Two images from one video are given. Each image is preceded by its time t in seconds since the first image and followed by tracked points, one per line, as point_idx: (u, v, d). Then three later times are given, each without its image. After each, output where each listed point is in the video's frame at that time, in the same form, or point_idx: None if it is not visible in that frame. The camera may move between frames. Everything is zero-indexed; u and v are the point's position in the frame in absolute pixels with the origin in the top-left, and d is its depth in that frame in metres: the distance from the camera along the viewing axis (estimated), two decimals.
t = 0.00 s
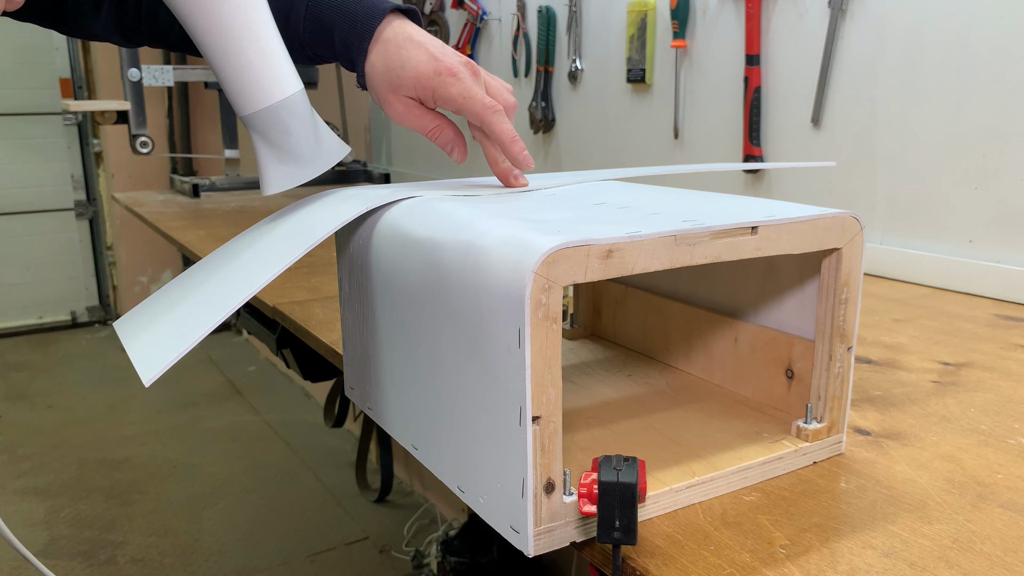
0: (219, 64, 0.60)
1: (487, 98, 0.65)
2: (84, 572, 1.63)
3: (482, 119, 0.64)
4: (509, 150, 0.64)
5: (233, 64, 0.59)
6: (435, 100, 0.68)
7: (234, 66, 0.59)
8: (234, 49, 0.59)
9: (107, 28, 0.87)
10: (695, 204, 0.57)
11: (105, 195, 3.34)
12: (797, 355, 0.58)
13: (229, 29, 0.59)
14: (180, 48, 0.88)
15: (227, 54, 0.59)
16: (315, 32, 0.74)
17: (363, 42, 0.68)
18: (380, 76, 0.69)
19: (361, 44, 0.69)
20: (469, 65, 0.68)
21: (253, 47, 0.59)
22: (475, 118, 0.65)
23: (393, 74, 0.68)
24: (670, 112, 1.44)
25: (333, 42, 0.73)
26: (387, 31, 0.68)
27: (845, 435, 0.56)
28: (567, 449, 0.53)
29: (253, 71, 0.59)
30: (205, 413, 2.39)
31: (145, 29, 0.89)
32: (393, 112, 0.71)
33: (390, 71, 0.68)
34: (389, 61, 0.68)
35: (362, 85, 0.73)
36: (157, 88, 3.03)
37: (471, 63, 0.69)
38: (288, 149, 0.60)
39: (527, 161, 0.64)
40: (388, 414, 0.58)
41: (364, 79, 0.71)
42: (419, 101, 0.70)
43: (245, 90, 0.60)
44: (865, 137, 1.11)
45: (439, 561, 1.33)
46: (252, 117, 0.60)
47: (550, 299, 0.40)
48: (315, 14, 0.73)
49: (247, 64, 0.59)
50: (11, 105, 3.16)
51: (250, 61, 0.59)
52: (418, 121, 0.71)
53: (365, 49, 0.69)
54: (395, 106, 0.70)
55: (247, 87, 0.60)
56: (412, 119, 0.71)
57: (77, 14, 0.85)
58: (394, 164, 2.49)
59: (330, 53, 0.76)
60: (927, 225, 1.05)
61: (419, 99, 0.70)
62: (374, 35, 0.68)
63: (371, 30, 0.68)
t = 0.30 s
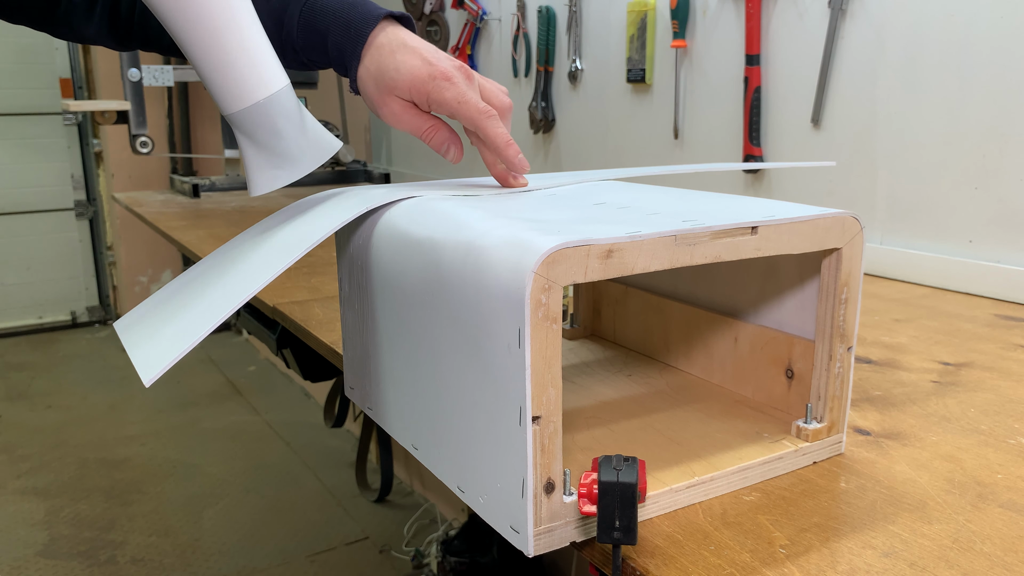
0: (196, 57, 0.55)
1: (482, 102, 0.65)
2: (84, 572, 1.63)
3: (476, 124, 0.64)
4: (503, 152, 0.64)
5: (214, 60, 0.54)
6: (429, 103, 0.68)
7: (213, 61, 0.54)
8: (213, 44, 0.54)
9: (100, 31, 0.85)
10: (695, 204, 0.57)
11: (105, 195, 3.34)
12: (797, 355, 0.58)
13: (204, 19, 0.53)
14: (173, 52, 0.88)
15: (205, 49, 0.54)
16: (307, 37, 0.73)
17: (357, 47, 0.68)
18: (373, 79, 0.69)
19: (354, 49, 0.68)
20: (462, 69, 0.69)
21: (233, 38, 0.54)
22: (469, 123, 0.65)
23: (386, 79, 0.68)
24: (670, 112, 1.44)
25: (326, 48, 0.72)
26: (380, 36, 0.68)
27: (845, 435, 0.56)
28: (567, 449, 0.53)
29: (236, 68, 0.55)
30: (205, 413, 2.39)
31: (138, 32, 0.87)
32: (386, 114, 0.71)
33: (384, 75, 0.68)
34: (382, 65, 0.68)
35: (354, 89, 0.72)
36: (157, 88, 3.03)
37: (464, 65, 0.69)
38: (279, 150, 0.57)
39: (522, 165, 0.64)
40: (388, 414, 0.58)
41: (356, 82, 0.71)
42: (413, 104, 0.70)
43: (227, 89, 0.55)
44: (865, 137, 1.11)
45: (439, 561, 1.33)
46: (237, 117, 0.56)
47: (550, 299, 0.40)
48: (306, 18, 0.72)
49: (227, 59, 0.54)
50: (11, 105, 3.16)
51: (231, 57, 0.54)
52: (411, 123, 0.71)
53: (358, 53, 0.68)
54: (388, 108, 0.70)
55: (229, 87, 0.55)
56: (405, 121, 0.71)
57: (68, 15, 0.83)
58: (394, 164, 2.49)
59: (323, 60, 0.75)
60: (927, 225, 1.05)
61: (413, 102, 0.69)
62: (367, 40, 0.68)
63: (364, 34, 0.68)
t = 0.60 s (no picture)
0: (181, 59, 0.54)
1: (462, 127, 0.66)
2: (84, 572, 1.63)
3: (453, 149, 0.65)
4: (478, 177, 0.64)
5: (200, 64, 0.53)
6: (412, 121, 0.69)
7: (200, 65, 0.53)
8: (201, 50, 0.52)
9: (92, 37, 0.84)
10: (695, 204, 0.57)
11: (105, 195, 3.34)
12: (797, 355, 0.58)
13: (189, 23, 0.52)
14: (165, 60, 0.88)
15: (194, 55, 0.53)
16: (298, 55, 0.73)
17: (345, 65, 0.68)
18: (359, 95, 0.70)
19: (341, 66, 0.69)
20: (449, 88, 0.69)
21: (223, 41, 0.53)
22: (447, 146, 0.66)
23: (372, 96, 0.68)
24: (670, 111, 1.44)
25: (316, 66, 0.72)
26: (369, 53, 0.69)
27: (845, 435, 0.56)
28: (567, 450, 0.53)
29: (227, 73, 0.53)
30: (205, 413, 2.39)
31: (130, 37, 0.86)
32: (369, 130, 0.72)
33: (369, 92, 0.68)
34: (368, 82, 0.68)
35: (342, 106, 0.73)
36: (157, 88, 3.03)
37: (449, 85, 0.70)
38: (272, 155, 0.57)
39: (498, 186, 0.65)
40: (388, 414, 0.58)
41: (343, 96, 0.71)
42: (397, 121, 0.70)
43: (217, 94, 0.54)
44: (865, 137, 1.11)
45: (439, 561, 1.33)
46: (227, 121, 0.56)
47: (550, 299, 0.40)
48: (296, 34, 0.72)
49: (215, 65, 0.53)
50: (11, 105, 3.16)
51: (225, 64, 0.53)
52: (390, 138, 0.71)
53: (346, 71, 0.69)
54: (371, 123, 0.71)
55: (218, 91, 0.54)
56: (385, 137, 0.71)
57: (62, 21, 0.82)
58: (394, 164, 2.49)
59: (314, 76, 0.75)
60: (927, 225, 1.05)
61: (397, 119, 0.70)
62: (355, 57, 0.68)
63: (352, 51, 0.68)
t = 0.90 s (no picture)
0: (163, 56, 0.54)
1: (458, 129, 0.66)
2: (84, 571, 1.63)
3: (450, 152, 0.65)
4: (475, 180, 0.65)
5: (181, 60, 0.53)
6: (409, 122, 0.69)
7: (179, 60, 0.53)
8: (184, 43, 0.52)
9: (84, 35, 0.84)
10: (694, 204, 0.57)
11: (105, 195, 3.34)
12: (797, 355, 0.58)
13: (169, 15, 0.51)
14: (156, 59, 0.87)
15: (182, 58, 0.53)
16: (294, 54, 0.72)
17: (340, 67, 0.68)
18: (354, 97, 0.70)
19: (336, 68, 0.68)
20: (445, 89, 0.69)
21: (208, 37, 0.53)
22: (444, 149, 0.66)
23: (368, 98, 0.68)
24: (670, 111, 1.44)
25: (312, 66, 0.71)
26: (364, 55, 0.68)
27: (845, 435, 0.56)
28: (567, 450, 0.53)
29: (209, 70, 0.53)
30: (205, 413, 2.39)
31: (123, 37, 0.86)
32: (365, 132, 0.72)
33: (365, 95, 0.68)
34: (364, 84, 0.68)
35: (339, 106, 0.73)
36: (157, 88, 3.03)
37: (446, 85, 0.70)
38: (256, 154, 0.57)
39: (495, 187, 0.65)
40: (388, 414, 0.58)
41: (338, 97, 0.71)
42: (393, 123, 0.70)
43: (198, 92, 0.54)
44: (865, 136, 1.11)
45: (439, 561, 1.33)
46: (216, 124, 0.55)
47: (550, 299, 0.40)
48: (291, 33, 0.71)
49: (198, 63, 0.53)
50: (11, 105, 3.16)
51: (212, 66, 0.53)
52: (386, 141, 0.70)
53: (340, 73, 0.68)
54: (366, 126, 0.70)
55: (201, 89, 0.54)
56: (380, 139, 0.70)
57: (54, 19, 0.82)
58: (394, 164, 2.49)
59: (310, 75, 0.74)
60: (927, 225, 1.05)
61: (392, 121, 0.70)
62: (351, 58, 0.68)
63: (346, 53, 0.68)
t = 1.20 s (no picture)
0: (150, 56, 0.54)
1: (460, 129, 0.66)
2: (84, 571, 1.63)
3: (452, 152, 0.65)
4: (476, 180, 0.65)
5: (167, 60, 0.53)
6: (410, 120, 0.69)
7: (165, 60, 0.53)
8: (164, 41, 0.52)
9: (86, 31, 0.84)
10: (694, 204, 0.57)
11: (105, 195, 3.34)
12: (797, 355, 0.58)
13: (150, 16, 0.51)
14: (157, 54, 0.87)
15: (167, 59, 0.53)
16: (295, 51, 0.72)
17: (341, 64, 0.68)
18: (355, 93, 0.69)
19: (337, 65, 0.68)
20: (447, 85, 0.69)
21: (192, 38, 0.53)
22: (445, 148, 0.67)
23: (369, 95, 0.68)
24: (670, 111, 1.44)
25: (314, 63, 0.71)
26: (366, 50, 0.68)
27: (845, 435, 0.56)
28: (567, 449, 0.53)
29: (194, 69, 0.53)
30: (205, 413, 2.39)
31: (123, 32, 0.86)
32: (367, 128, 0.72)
33: (367, 92, 0.68)
34: (365, 81, 0.68)
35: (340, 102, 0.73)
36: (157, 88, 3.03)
37: (448, 83, 0.69)
38: (243, 152, 0.57)
39: (496, 187, 0.65)
40: (388, 414, 0.58)
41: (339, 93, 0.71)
42: (394, 120, 0.70)
43: (185, 93, 0.54)
44: (865, 136, 1.11)
45: (439, 561, 1.33)
46: (204, 123, 0.56)
47: (550, 299, 0.40)
48: (293, 30, 0.71)
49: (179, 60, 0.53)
50: (11, 105, 3.16)
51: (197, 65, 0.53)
52: (387, 138, 0.70)
53: (342, 70, 0.68)
54: (367, 123, 0.70)
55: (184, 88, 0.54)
56: (381, 137, 0.70)
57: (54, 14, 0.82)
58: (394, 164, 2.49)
59: (311, 72, 0.74)
60: (927, 225, 1.05)
61: (394, 118, 0.70)
62: (353, 55, 0.68)
63: (348, 49, 0.68)
